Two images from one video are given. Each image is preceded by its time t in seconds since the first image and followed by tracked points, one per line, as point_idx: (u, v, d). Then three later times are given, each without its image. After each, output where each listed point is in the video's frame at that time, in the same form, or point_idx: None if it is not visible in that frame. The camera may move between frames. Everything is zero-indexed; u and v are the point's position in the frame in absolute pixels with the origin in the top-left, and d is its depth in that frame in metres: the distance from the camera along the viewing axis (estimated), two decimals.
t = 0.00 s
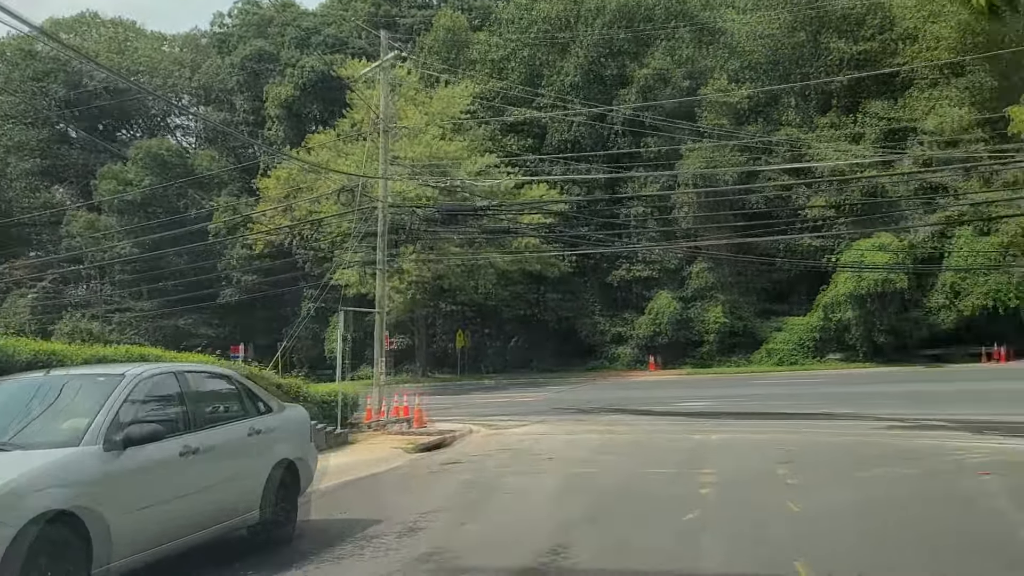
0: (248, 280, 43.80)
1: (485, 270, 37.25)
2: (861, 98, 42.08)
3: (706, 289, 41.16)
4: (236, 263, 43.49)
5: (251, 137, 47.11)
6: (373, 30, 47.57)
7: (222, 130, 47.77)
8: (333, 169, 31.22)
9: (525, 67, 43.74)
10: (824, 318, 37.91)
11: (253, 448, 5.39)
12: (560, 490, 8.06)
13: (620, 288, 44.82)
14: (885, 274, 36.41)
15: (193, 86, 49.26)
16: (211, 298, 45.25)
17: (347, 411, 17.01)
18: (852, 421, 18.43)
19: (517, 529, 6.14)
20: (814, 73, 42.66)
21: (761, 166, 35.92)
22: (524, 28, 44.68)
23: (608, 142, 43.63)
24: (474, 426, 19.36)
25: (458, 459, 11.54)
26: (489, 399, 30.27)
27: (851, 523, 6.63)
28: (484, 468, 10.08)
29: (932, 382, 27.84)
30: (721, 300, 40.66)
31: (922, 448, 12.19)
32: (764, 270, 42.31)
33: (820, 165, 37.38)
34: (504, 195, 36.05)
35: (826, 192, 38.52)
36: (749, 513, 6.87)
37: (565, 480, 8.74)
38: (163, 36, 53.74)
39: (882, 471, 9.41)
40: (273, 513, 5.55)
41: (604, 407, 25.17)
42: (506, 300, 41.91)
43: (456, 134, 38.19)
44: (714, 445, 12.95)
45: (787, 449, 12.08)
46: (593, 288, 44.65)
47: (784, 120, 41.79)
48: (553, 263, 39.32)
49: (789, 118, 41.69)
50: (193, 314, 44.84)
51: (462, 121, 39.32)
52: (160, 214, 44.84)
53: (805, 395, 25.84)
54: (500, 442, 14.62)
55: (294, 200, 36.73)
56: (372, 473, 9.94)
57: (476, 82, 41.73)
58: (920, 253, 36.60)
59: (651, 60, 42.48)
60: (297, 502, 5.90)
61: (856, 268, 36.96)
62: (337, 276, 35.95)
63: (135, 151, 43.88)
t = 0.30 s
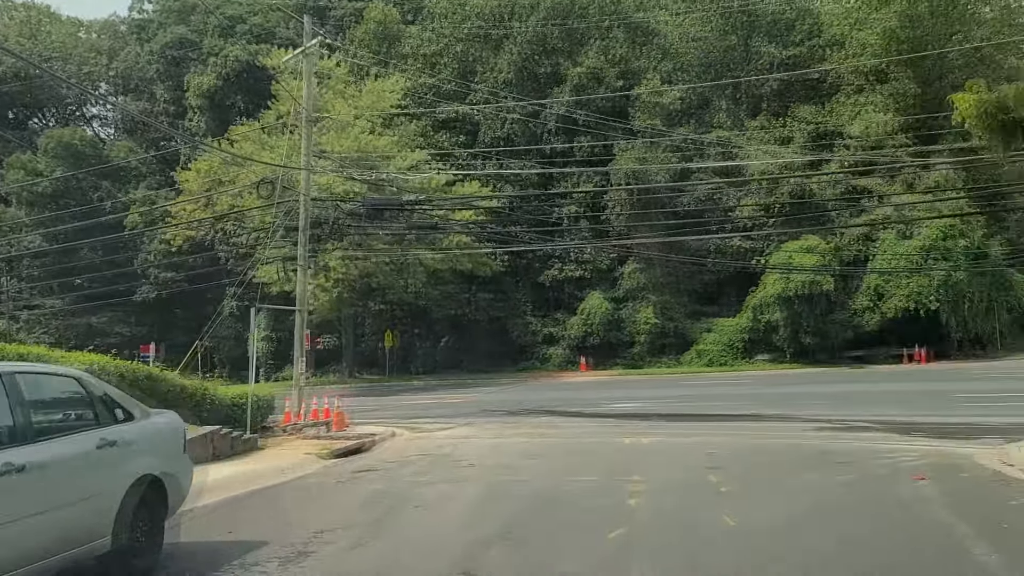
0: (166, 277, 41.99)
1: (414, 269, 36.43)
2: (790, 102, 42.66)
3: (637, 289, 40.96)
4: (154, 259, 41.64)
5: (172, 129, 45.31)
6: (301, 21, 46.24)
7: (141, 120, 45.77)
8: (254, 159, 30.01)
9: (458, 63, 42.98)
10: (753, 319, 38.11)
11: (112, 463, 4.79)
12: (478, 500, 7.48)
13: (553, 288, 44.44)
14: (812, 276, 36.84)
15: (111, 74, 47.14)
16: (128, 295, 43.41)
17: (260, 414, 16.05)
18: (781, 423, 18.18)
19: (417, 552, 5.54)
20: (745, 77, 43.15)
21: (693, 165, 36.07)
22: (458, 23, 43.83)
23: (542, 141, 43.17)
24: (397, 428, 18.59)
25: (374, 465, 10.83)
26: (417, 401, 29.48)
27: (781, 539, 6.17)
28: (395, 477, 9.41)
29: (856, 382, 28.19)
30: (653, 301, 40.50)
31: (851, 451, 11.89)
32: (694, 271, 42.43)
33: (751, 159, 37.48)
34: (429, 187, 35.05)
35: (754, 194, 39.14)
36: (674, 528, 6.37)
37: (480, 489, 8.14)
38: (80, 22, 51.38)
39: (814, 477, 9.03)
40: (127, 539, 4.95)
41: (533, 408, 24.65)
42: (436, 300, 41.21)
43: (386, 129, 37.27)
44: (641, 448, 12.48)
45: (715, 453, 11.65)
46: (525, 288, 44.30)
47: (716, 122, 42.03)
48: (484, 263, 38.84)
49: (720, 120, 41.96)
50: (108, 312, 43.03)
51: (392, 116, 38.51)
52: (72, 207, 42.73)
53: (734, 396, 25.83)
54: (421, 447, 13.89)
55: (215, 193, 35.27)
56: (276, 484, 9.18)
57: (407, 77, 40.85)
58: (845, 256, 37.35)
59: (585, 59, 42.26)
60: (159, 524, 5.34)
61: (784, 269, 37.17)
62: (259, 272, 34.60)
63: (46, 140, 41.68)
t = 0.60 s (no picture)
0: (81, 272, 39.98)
1: (344, 265, 35.36)
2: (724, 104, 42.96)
3: (571, 288, 40.45)
4: (68, 253, 39.55)
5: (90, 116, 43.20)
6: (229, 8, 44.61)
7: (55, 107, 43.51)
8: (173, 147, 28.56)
9: (392, 56, 41.94)
10: (687, 319, 38.03)
11: None
12: (387, 515, 6.78)
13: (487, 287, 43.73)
14: (745, 276, 36.65)
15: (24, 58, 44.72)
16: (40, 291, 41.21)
17: (167, 418, 14.97)
18: (713, 424, 17.84)
19: None
20: (680, 78, 43.31)
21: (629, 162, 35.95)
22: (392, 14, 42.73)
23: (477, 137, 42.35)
24: (318, 431, 17.68)
25: (281, 475, 10.00)
26: (344, 402, 28.48)
27: (722, 555, 5.62)
28: (300, 487, 8.64)
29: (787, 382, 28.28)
30: (587, 301, 40.07)
31: (784, 454, 11.51)
32: (628, 271, 42.52)
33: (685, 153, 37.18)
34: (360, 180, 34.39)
35: (688, 195, 39.28)
36: (603, 546, 5.76)
37: (390, 501, 7.42)
38: None
39: (751, 484, 8.53)
40: None
41: (464, 409, 23.94)
42: (366, 298, 40.13)
43: (316, 122, 36.12)
44: (570, 452, 11.89)
45: (648, 456, 11.13)
46: (458, 286, 43.49)
47: (652, 122, 41.91)
48: (417, 260, 38.12)
49: (656, 120, 41.86)
50: (18, 308, 40.92)
51: (322, 108, 37.39)
52: None
53: (666, 397, 25.61)
54: (338, 452, 13.07)
55: (133, 184, 33.59)
56: (166, 499, 8.31)
57: (338, 68, 39.67)
58: (777, 257, 37.64)
59: (521, 54, 41.51)
60: None
61: (718, 268, 36.99)
62: (179, 268, 33.07)
63: None
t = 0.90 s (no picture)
0: None
1: (275, 262, 34.17)
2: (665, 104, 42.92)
3: (511, 288, 39.79)
4: None
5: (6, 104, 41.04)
6: None
7: None
8: (90, 135, 27.08)
9: (329, 47, 40.67)
10: (626, 318, 37.77)
11: None
12: (289, 533, 6.09)
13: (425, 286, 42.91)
14: (685, 275, 36.37)
15: None
16: None
17: (72, 422, 13.94)
18: (652, 426, 17.39)
19: None
20: (622, 77, 43.19)
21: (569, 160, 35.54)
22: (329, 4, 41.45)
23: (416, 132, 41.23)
24: (239, 436, 16.71)
25: (185, 484, 9.20)
26: (274, 404, 27.45)
27: (658, 573, 5.09)
28: (201, 500, 7.83)
29: (725, 382, 28.17)
30: (527, 300, 39.44)
31: (725, 458, 11.07)
32: (568, 271, 42.16)
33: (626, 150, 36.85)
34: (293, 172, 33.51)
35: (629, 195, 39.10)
36: (526, 567, 5.19)
37: (297, 518, 6.69)
38: None
39: (690, 490, 8.05)
40: None
41: (398, 411, 23.18)
42: (299, 296, 38.93)
43: (248, 113, 34.80)
44: (503, 457, 11.27)
45: (584, 461, 10.58)
46: (396, 284, 42.52)
47: (593, 120, 41.50)
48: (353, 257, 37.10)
49: (597, 119, 41.48)
50: None
51: (254, 99, 36.07)
52: None
53: (605, 397, 25.24)
54: (256, 458, 12.24)
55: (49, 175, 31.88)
56: (46, 516, 7.47)
57: (271, 59, 38.28)
58: (716, 257, 37.67)
59: (463, 47, 39.97)
60: None
61: (658, 267, 36.66)
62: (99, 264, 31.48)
63: None
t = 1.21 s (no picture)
0: None
1: (211, 257, 32.93)
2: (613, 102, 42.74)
3: (457, 286, 38.99)
4: None
5: None
6: None
7: None
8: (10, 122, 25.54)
9: (270, 36, 39.39)
10: (573, 317, 37.34)
11: None
12: (181, 556, 5.34)
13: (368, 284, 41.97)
14: (632, 274, 35.98)
15: None
16: None
17: None
18: (597, 427, 16.84)
19: None
20: (571, 74, 42.85)
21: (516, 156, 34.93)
22: None
23: (360, 125, 40.10)
24: (161, 439, 15.71)
25: (83, 496, 8.33)
26: (206, 405, 26.31)
27: None
28: (93, 516, 6.98)
29: (670, 382, 27.82)
30: (474, 298, 38.70)
31: (674, 462, 10.55)
32: (515, 269, 41.62)
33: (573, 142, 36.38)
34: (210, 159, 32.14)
35: (577, 192, 38.76)
36: None
37: (195, 541, 5.93)
38: None
39: (635, 499, 7.50)
40: None
41: (336, 412, 22.32)
42: (237, 293, 37.64)
43: (183, 102, 33.44)
44: (439, 463, 10.60)
45: (526, 467, 9.97)
46: (338, 281, 41.45)
47: (541, 117, 40.99)
48: (293, 253, 36.02)
49: (546, 115, 40.98)
50: None
51: (190, 88, 34.67)
52: None
53: (550, 397, 24.75)
54: (173, 464, 11.37)
55: None
56: None
57: (208, 46, 36.83)
58: (663, 256, 37.48)
59: (408, 40, 39.38)
60: None
61: (606, 265, 36.19)
62: (22, 258, 29.85)
63: None
